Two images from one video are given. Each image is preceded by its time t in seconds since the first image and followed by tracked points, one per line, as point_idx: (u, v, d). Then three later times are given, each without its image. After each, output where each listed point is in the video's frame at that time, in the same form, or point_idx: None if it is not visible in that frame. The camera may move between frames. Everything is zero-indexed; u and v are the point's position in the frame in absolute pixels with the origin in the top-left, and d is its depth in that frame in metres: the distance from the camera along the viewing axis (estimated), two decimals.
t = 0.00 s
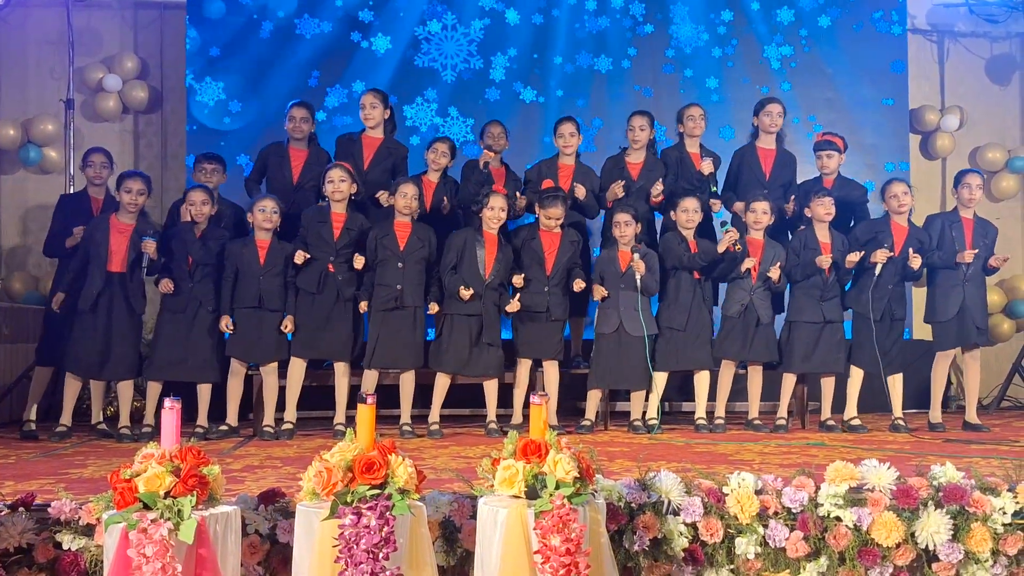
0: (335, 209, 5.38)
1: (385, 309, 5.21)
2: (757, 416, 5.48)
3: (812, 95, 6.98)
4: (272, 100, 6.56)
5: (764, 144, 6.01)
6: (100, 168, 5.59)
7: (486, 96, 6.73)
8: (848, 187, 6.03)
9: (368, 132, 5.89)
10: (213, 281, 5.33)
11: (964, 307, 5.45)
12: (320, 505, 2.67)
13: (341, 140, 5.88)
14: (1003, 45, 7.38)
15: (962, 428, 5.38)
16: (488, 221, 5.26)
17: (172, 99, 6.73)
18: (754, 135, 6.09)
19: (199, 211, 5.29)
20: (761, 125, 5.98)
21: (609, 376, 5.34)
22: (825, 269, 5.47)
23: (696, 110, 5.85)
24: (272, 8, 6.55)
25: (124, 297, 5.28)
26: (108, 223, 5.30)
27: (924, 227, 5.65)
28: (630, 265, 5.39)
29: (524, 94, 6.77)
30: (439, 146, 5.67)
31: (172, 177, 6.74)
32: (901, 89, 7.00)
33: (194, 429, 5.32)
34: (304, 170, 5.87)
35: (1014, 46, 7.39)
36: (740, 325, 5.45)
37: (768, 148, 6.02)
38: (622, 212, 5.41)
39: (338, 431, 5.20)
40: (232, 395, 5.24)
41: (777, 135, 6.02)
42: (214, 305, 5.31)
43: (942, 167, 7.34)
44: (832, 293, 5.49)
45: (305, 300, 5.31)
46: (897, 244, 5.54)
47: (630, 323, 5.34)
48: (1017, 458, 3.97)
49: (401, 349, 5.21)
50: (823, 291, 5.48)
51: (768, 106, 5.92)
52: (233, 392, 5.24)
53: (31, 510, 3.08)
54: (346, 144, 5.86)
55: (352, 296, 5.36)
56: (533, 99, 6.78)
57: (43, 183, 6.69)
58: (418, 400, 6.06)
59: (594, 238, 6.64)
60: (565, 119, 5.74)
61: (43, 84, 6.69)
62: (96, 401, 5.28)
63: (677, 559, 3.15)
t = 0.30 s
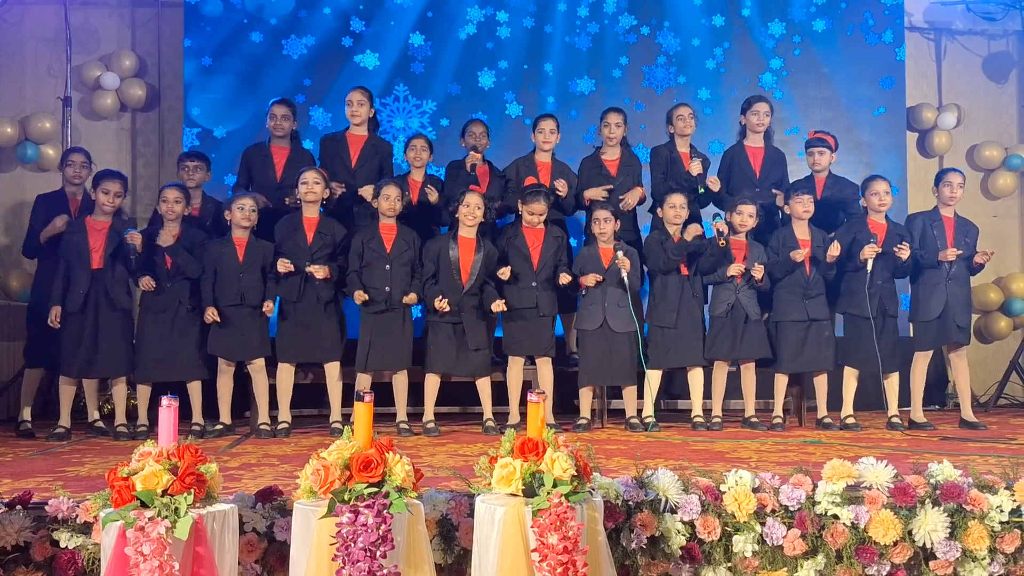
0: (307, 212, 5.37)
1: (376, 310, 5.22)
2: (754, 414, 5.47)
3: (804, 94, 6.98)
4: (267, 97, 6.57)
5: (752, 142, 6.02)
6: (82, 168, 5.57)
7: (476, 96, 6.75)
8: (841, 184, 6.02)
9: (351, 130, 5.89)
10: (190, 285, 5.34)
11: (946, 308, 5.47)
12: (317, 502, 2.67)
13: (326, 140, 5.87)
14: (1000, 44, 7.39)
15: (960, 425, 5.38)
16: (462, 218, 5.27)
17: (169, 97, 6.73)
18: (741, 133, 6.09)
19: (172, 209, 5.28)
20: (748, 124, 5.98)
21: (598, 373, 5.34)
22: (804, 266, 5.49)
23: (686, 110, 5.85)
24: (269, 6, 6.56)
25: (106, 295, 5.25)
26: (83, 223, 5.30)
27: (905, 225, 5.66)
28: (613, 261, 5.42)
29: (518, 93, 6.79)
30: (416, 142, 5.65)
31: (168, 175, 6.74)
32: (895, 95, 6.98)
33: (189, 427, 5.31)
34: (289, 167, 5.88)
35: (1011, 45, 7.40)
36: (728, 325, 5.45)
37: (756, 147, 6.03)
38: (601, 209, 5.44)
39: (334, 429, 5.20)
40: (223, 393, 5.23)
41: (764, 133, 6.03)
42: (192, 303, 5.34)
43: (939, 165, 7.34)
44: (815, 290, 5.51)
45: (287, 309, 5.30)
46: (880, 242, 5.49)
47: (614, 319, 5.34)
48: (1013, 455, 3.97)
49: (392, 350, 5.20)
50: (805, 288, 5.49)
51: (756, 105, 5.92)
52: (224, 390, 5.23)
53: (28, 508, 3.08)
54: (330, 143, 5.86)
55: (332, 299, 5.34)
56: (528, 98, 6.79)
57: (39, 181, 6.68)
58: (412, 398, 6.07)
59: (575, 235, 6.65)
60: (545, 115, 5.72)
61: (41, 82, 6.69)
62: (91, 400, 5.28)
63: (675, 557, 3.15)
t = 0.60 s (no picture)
0: (281, 205, 5.36)
1: (358, 306, 5.20)
2: (749, 412, 5.47)
3: (796, 92, 6.98)
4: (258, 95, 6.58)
5: (738, 141, 6.01)
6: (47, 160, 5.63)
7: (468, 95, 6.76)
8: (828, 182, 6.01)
9: (331, 127, 5.88)
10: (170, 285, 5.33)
11: (925, 306, 5.47)
12: (314, 500, 2.67)
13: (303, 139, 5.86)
14: (997, 42, 7.38)
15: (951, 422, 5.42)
16: (429, 209, 5.29)
17: (167, 96, 6.70)
18: (726, 134, 6.09)
19: (142, 205, 5.28)
20: (732, 123, 5.98)
21: (587, 368, 5.35)
22: (785, 265, 5.49)
23: (670, 110, 5.82)
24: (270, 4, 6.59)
25: (89, 291, 5.26)
26: (59, 219, 5.30)
27: (883, 222, 5.68)
28: (597, 258, 5.39)
29: (513, 93, 6.79)
30: (395, 137, 5.66)
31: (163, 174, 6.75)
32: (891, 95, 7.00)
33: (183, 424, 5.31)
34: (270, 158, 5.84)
35: (1009, 43, 7.39)
36: (716, 324, 5.46)
37: (742, 145, 6.03)
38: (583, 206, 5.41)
39: (332, 426, 5.19)
40: (217, 391, 5.24)
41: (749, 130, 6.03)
42: (174, 299, 5.33)
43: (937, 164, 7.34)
44: (799, 288, 5.51)
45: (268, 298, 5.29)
46: (858, 234, 5.55)
47: (599, 316, 5.36)
48: (1008, 453, 3.97)
49: (380, 347, 5.20)
50: (789, 286, 5.50)
51: (737, 104, 5.92)
52: (217, 388, 5.25)
53: (26, 506, 3.08)
54: (310, 141, 5.85)
55: (312, 289, 5.33)
56: (525, 99, 6.81)
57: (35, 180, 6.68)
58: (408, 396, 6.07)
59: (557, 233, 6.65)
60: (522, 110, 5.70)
61: (37, 81, 6.68)
62: (85, 397, 5.28)
63: (672, 555, 3.15)
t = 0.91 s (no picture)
0: (271, 208, 5.37)
1: (351, 308, 5.20)
2: (746, 413, 5.46)
3: (794, 93, 6.99)
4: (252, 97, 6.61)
5: (731, 141, 6.01)
6: (31, 165, 5.65)
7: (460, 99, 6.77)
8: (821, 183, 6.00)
9: (319, 129, 5.87)
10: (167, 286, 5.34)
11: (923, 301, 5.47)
12: (312, 501, 2.67)
13: (295, 143, 5.85)
14: (995, 42, 7.37)
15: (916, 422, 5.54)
16: (409, 218, 5.28)
17: (163, 97, 6.70)
18: (718, 134, 6.08)
19: (128, 205, 5.26)
20: (724, 123, 5.98)
21: (583, 369, 5.35)
22: (782, 264, 5.48)
23: (663, 109, 5.84)
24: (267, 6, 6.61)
25: (82, 292, 5.26)
26: (49, 221, 5.25)
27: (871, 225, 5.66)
28: (588, 259, 5.40)
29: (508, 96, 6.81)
30: (384, 142, 5.62)
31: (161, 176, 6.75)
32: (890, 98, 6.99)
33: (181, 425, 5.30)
34: (264, 160, 5.84)
35: (1006, 43, 7.39)
36: (714, 324, 5.46)
37: (735, 145, 6.02)
38: (575, 207, 5.43)
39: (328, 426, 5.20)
40: (213, 391, 5.26)
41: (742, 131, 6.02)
42: (168, 301, 5.32)
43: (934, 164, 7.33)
44: (795, 288, 5.48)
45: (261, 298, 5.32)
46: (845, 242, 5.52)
47: (592, 316, 5.37)
48: (1005, 454, 3.97)
49: (374, 347, 5.21)
50: (786, 287, 5.47)
51: (729, 104, 5.92)
52: (213, 388, 5.26)
53: (23, 506, 3.08)
54: (300, 144, 5.84)
55: (306, 290, 5.33)
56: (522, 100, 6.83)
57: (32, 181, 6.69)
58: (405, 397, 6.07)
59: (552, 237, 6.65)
60: (511, 114, 5.70)
61: (35, 81, 6.70)
62: (81, 399, 5.28)
63: (670, 556, 3.14)
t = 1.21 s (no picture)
0: (279, 206, 5.35)
1: (352, 310, 5.21)
2: (746, 413, 5.46)
3: (795, 95, 6.99)
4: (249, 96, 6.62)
5: (731, 141, 5.99)
6: (30, 163, 5.65)
7: (458, 101, 6.80)
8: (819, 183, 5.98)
9: (319, 130, 5.86)
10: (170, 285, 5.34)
11: (924, 303, 5.46)
12: (309, 501, 2.67)
13: (294, 144, 5.84)
14: (993, 43, 7.37)
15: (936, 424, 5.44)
16: (415, 218, 5.28)
17: (162, 97, 6.70)
18: (718, 134, 6.07)
19: (131, 206, 5.21)
20: (724, 124, 5.96)
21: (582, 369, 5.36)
22: (790, 266, 5.48)
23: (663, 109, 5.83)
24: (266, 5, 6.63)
25: (84, 291, 5.25)
26: (54, 220, 5.25)
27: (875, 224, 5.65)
28: (587, 260, 5.43)
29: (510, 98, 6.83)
30: (388, 142, 5.64)
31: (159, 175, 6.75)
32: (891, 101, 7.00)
33: (179, 425, 5.29)
34: (266, 161, 5.84)
35: (1004, 44, 7.38)
36: (716, 325, 5.45)
37: (735, 145, 6.01)
38: (576, 211, 5.43)
39: (326, 426, 5.20)
40: (212, 391, 5.25)
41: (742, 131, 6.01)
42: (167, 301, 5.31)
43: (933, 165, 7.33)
44: (803, 289, 5.49)
45: (266, 300, 5.30)
46: (849, 244, 5.51)
47: (592, 319, 5.37)
48: (1003, 454, 3.97)
49: (373, 351, 5.21)
50: (793, 287, 5.49)
51: (728, 104, 5.90)
52: (213, 389, 5.26)
53: (20, 507, 3.08)
54: (300, 145, 5.84)
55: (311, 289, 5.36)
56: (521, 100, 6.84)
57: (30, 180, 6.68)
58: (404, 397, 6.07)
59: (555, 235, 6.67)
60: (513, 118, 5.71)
61: (32, 80, 6.69)
62: (78, 398, 5.28)
63: (667, 556, 3.14)
